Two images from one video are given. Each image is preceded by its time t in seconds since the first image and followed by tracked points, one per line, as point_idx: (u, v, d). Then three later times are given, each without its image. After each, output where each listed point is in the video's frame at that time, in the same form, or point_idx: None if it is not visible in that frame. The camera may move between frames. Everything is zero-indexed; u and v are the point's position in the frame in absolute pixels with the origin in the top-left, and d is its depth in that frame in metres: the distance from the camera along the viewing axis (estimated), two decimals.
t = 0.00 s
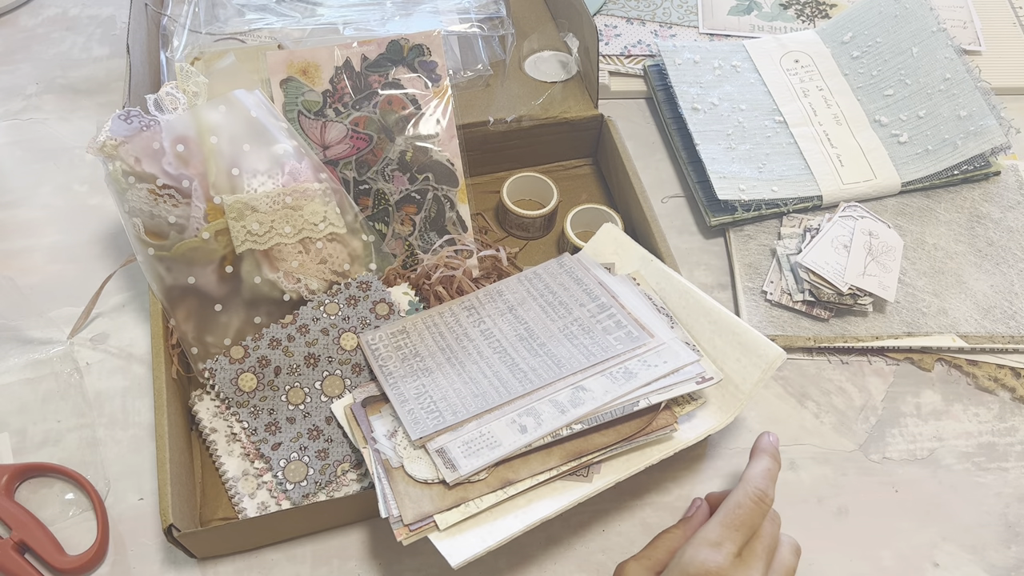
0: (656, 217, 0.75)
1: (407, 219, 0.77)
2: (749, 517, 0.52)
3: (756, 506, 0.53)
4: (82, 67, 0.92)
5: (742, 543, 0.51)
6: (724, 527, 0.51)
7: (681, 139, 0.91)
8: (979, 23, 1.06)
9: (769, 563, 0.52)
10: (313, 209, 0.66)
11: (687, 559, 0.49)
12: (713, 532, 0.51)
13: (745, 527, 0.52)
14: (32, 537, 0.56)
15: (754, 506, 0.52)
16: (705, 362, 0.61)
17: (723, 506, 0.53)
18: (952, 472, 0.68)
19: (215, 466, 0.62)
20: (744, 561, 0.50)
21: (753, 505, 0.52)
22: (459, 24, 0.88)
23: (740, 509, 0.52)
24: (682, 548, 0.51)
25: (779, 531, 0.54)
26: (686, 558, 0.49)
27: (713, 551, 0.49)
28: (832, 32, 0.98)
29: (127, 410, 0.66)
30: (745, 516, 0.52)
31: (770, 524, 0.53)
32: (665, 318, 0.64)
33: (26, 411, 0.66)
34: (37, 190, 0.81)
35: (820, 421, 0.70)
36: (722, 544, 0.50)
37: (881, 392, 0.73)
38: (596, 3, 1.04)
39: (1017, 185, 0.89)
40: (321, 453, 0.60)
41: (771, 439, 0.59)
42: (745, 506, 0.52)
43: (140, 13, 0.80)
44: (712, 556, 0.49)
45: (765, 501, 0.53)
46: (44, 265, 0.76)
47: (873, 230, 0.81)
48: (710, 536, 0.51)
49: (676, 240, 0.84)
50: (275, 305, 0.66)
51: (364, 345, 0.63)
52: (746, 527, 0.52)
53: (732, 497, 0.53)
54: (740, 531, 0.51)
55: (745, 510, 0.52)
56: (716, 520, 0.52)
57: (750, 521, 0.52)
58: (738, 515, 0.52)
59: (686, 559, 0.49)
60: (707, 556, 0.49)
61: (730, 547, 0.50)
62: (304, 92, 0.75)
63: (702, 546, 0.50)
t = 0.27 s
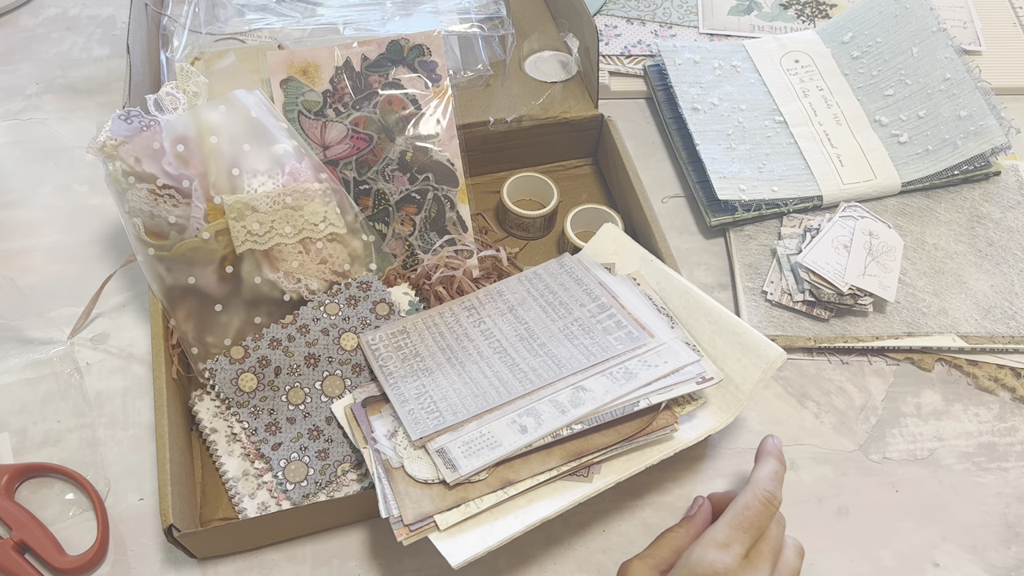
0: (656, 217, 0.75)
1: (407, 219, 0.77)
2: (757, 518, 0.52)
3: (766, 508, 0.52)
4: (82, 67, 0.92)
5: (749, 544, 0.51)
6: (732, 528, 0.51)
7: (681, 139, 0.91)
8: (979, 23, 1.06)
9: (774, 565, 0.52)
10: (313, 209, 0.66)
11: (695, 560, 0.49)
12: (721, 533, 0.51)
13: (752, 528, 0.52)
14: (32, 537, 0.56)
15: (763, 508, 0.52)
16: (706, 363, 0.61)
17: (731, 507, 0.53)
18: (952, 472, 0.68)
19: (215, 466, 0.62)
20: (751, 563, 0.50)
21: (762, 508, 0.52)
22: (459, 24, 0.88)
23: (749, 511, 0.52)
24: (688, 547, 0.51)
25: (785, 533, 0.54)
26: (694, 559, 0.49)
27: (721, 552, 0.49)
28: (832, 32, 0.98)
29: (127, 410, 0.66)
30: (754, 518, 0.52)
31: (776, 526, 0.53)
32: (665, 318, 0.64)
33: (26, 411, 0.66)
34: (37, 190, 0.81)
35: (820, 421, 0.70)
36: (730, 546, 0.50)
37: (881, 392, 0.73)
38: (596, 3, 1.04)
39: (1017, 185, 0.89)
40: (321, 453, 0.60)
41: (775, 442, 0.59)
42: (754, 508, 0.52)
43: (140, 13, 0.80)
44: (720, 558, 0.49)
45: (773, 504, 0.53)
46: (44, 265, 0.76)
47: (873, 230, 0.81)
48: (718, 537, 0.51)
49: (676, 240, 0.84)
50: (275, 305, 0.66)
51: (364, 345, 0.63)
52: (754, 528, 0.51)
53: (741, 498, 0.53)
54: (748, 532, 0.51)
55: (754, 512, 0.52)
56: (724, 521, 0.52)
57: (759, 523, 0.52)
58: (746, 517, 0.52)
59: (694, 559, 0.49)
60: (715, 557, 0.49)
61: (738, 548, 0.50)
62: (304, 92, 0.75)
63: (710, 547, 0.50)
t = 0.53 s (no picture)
0: (656, 217, 0.75)
1: (407, 219, 0.77)
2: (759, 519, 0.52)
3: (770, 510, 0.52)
4: (82, 67, 0.92)
5: (752, 545, 0.51)
6: (735, 530, 0.51)
7: (681, 139, 0.91)
8: (979, 23, 1.06)
9: (776, 565, 0.52)
10: (313, 209, 0.66)
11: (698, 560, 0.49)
12: (724, 533, 0.51)
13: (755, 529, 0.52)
14: (32, 537, 0.56)
15: (766, 509, 0.52)
16: (705, 363, 0.61)
17: (733, 508, 0.53)
18: (952, 472, 0.68)
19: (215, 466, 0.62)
20: (753, 564, 0.50)
21: (765, 509, 0.52)
22: (459, 24, 0.88)
23: (752, 513, 0.52)
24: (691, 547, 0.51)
25: (786, 534, 0.55)
26: (697, 559, 0.49)
27: (724, 553, 0.49)
28: (832, 32, 0.98)
29: (127, 410, 0.66)
30: (757, 519, 0.52)
31: (778, 528, 0.54)
32: (665, 318, 0.64)
33: (26, 411, 0.66)
34: (37, 190, 0.81)
35: (820, 421, 0.70)
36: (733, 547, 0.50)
37: (881, 392, 0.73)
38: (596, 4, 1.04)
39: (1017, 185, 0.89)
40: (321, 453, 0.60)
41: (777, 445, 0.59)
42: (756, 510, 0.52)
43: (140, 13, 0.80)
44: (723, 559, 0.49)
45: (776, 505, 0.53)
46: (44, 265, 0.76)
47: (873, 230, 0.81)
48: (721, 538, 0.51)
49: (676, 240, 0.84)
50: (275, 305, 0.66)
51: (364, 345, 0.63)
52: (757, 530, 0.51)
53: (744, 499, 0.53)
54: (751, 534, 0.51)
55: (758, 514, 0.52)
56: (727, 522, 0.52)
57: (762, 524, 0.52)
58: (749, 518, 0.52)
59: (697, 560, 0.49)
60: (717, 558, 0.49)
61: (740, 549, 0.50)
62: (304, 92, 0.75)
63: (713, 547, 0.50)
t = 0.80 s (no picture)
0: (656, 217, 0.75)
1: (407, 219, 0.77)
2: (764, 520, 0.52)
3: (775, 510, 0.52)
4: (82, 67, 0.92)
5: (756, 546, 0.51)
6: (740, 530, 0.51)
7: (681, 139, 0.91)
8: (979, 23, 1.06)
9: (779, 566, 0.52)
10: (313, 208, 0.66)
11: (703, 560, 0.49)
12: (729, 534, 0.51)
13: (760, 530, 0.51)
14: (32, 537, 0.56)
15: (770, 510, 0.52)
16: (705, 363, 0.61)
17: (738, 508, 0.53)
18: (952, 472, 0.68)
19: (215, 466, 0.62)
20: (757, 564, 0.50)
21: (770, 510, 0.52)
22: (459, 24, 0.88)
23: (757, 513, 0.52)
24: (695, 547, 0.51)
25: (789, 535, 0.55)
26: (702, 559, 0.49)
27: (729, 553, 0.49)
28: (832, 32, 0.98)
29: (127, 410, 0.66)
30: (762, 519, 0.52)
31: (781, 528, 0.54)
32: (665, 318, 0.64)
33: (26, 411, 0.66)
34: (37, 190, 0.81)
35: (820, 420, 0.70)
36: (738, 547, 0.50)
37: (881, 392, 0.73)
38: (596, 4, 1.04)
39: (1017, 186, 0.89)
40: (321, 453, 0.60)
41: (779, 446, 0.59)
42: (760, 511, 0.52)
43: (140, 13, 0.80)
44: (728, 559, 0.49)
45: (780, 506, 0.53)
46: (44, 265, 0.76)
47: (873, 230, 0.81)
48: (726, 538, 0.50)
49: (676, 240, 0.84)
50: (275, 305, 0.66)
51: (364, 345, 0.63)
52: (762, 530, 0.51)
53: (749, 500, 0.53)
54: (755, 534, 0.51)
55: (763, 514, 0.52)
56: (732, 522, 0.52)
57: (766, 524, 0.52)
58: (754, 519, 0.52)
59: (701, 559, 0.49)
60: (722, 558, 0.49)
61: (745, 550, 0.50)
62: (304, 92, 0.75)
63: (717, 547, 0.50)
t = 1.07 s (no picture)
0: (657, 217, 0.75)
1: (407, 219, 0.77)
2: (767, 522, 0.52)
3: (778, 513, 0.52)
4: (82, 67, 0.92)
5: (759, 548, 0.51)
6: (743, 532, 0.51)
7: (681, 139, 0.91)
8: (979, 23, 1.06)
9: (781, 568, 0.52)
10: (313, 209, 0.66)
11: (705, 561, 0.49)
12: (732, 535, 0.51)
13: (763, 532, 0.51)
14: (32, 537, 0.56)
15: (774, 512, 0.52)
16: (705, 362, 0.61)
17: (741, 510, 0.53)
18: (952, 472, 0.68)
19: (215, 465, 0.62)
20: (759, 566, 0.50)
21: (773, 512, 0.52)
22: (459, 24, 0.88)
23: (760, 515, 0.52)
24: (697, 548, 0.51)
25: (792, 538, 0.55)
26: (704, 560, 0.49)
27: (731, 555, 0.49)
28: (832, 32, 0.98)
29: (127, 410, 0.66)
30: (765, 521, 0.52)
31: (784, 530, 0.54)
32: (665, 318, 0.64)
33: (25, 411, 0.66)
34: (37, 191, 0.81)
35: (820, 420, 0.70)
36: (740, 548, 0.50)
37: (881, 392, 0.73)
38: (596, 4, 1.04)
39: (1017, 186, 0.89)
40: (321, 453, 0.60)
41: (784, 449, 0.59)
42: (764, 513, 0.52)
43: (140, 13, 0.80)
44: (731, 561, 0.49)
45: (784, 508, 0.53)
46: (44, 265, 0.76)
47: (873, 230, 0.81)
48: (728, 539, 0.51)
49: (676, 240, 0.84)
50: (275, 305, 0.67)
51: (364, 345, 0.63)
52: (765, 532, 0.51)
53: (752, 501, 0.53)
54: (758, 535, 0.51)
55: (766, 516, 0.52)
56: (735, 523, 0.52)
57: (770, 526, 0.52)
58: (757, 521, 0.52)
59: (704, 560, 0.49)
60: (724, 559, 0.49)
61: (747, 551, 0.50)
62: (304, 92, 0.75)
63: (720, 549, 0.50)
